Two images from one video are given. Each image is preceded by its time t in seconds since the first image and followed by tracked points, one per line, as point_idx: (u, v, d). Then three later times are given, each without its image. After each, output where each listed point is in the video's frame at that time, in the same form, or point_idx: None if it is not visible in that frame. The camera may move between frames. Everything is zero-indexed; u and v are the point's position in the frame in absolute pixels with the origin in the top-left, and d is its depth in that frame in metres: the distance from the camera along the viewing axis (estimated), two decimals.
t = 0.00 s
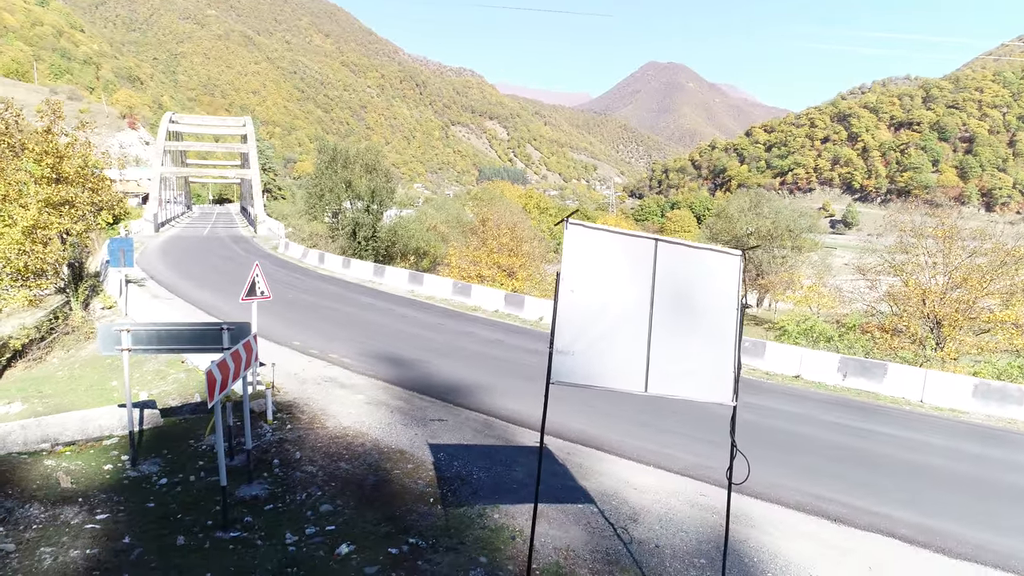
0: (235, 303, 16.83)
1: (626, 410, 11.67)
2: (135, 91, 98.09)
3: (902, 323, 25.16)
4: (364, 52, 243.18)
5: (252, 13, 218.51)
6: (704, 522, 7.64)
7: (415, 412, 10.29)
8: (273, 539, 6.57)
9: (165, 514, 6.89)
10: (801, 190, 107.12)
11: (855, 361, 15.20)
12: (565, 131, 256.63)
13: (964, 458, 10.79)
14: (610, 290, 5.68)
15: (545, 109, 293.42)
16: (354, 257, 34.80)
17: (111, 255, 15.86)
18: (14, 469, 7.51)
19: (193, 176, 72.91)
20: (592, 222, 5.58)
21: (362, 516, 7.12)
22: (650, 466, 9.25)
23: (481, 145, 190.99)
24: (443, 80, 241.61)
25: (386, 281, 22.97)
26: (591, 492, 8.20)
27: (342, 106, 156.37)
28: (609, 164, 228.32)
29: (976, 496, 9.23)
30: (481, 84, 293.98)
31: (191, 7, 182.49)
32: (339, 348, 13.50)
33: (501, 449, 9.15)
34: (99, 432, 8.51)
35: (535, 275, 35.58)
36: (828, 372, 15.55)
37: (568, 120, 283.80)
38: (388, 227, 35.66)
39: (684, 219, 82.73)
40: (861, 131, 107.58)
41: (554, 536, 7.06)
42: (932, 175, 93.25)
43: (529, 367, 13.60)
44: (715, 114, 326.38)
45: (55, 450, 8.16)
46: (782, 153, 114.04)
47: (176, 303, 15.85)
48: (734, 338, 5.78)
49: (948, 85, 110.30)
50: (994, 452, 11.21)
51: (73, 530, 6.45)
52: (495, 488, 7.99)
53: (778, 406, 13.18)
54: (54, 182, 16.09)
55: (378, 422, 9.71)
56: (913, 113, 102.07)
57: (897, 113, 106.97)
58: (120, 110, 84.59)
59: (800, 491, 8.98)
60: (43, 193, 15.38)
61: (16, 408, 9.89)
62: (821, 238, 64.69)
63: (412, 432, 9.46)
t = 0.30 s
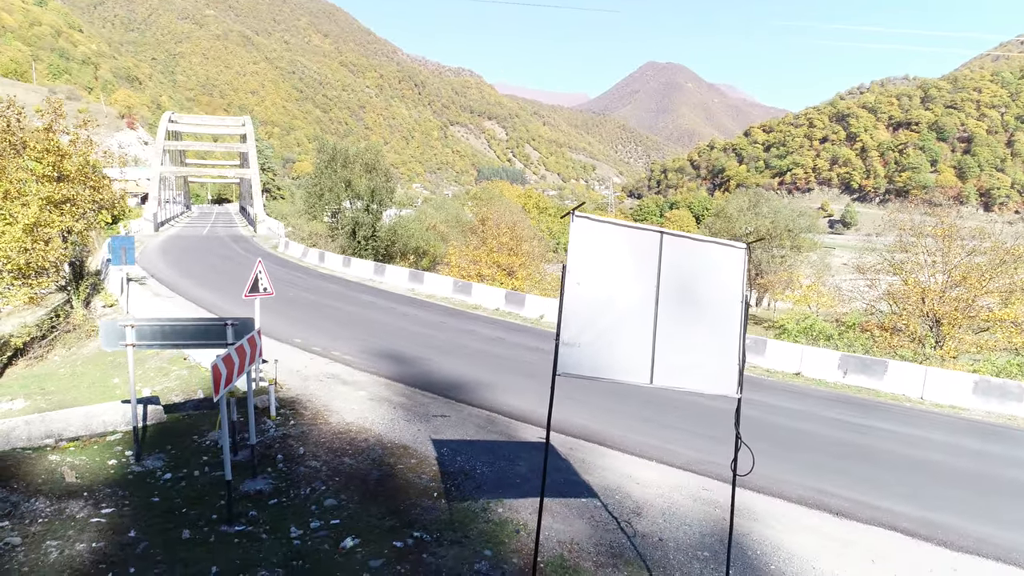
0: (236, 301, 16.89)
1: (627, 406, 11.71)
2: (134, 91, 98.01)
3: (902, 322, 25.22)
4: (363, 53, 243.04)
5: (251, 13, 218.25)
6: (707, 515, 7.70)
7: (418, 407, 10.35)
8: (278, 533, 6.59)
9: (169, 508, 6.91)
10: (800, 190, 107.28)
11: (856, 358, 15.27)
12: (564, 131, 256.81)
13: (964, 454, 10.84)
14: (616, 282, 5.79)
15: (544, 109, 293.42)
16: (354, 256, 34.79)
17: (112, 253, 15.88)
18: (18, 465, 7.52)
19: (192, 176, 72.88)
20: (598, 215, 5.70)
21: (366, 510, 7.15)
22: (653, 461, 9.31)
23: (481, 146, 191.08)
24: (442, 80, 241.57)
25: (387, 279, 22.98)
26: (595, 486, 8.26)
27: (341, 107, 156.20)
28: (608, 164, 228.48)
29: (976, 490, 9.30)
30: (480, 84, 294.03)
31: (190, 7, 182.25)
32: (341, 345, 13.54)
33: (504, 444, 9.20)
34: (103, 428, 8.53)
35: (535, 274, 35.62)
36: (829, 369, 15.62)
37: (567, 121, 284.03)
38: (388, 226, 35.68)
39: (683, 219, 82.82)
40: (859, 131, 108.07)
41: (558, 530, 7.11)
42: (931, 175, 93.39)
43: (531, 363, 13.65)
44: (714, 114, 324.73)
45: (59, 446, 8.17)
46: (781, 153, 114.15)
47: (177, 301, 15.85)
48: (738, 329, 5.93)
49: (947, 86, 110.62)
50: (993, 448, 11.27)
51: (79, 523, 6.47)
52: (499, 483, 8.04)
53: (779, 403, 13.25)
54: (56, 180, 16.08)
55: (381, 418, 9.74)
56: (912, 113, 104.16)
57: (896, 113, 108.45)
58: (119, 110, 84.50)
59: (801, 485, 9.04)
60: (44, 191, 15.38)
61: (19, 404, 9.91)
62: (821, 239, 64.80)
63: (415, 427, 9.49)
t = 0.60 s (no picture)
0: (245, 299, 16.98)
1: (637, 403, 11.68)
2: (142, 92, 98.67)
3: (911, 321, 25.02)
4: (370, 53, 243.69)
5: (258, 14, 219.18)
6: (718, 511, 7.70)
7: (429, 403, 10.43)
8: (291, 526, 6.64)
9: (183, 502, 6.98)
10: (807, 190, 106.61)
11: (865, 356, 15.18)
12: (570, 132, 256.62)
13: (975, 452, 10.75)
14: (629, 275, 5.80)
15: (550, 109, 293.23)
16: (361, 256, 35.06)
17: (123, 251, 16.05)
18: (35, 457, 7.57)
19: (201, 175, 73.34)
20: (611, 209, 5.72)
21: (377, 504, 7.20)
22: (662, 457, 9.31)
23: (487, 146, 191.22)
24: (448, 80, 241.80)
25: (395, 278, 23.06)
26: (604, 482, 8.27)
27: (348, 107, 156.66)
28: (614, 164, 228.03)
29: (988, 486, 9.24)
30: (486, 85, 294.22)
31: (197, 8, 183.16)
32: (350, 343, 13.60)
33: (513, 441, 9.24)
34: (117, 423, 8.60)
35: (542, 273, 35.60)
36: (837, 368, 15.54)
37: (573, 121, 283.80)
38: (395, 226, 35.77)
39: (690, 219, 82.55)
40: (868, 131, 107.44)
41: (569, 524, 7.12)
42: (940, 174, 92.73)
43: (540, 361, 13.66)
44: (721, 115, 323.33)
45: (73, 440, 8.24)
46: (789, 153, 113.65)
47: (188, 299, 15.95)
48: (749, 325, 5.93)
49: (956, 86, 109.80)
50: (1005, 445, 11.18)
51: (94, 516, 6.54)
52: (509, 478, 8.08)
53: (788, 401, 13.20)
54: (68, 179, 16.18)
55: (391, 413, 9.80)
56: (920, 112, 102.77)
57: (904, 113, 107.33)
58: (128, 111, 85.09)
59: (811, 482, 9.01)
60: (57, 191, 15.51)
61: (33, 400, 10.00)
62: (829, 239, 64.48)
63: (424, 423, 9.53)
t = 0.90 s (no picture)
0: (262, 297, 17.19)
1: (651, 401, 11.61)
2: (157, 94, 99.81)
3: (928, 322, 24.63)
4: (382, 54, 244.77)
5: (271, 16, 220.82)
6: (734, 510, 7.64)
7: (443, 400, 10.46)
8: (308, 521, 6.68)
9: (202, 496, 7.04)
10: (822, 190, 105.37)
11: (881, 356, 15.00)
12: (582, 132, 256.07)
13: (995, 452, 10.56)
14: (646, 272, 5.77)
15: (561, 109, 292.72)
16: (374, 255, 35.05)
17: (141, 250, 16.27)
18: (57, 451, 7.66)
19: (215, 176, 74.10)
20: (626, 206, 5.67)
21: (394, 501, 7.23)
22: (678, 455, 9.24)
23: (498, 146, 191.40)
24: (460, 81, 242.27)
25: (408, 277, 23.17)
26: (620, 479, 8.24)
27: (360, 108, 157.56)
28: (626, 164, 227.22)
29: (1008, 486, 9.10)
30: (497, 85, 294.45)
31: (212, 10, 184.87)
32: (364, 341, 13.66)
33: (528, 438, 9.23)
34: (137, 419, 8.69)
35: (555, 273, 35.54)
36: (853, 368, 15.36)
37: (585, 121, 283.20)
38: (408, 226, 35.91)
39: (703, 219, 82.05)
40: (883, 130, 106.18)
41: (584, 521, 7.09)
42: (957, 174, 91.34)
43: (554, 360, 13.64)
44: (735, 115, 321.16)
45: (94, 436, 8.33)
46: (802, 153, 112.54)
47: (204, 297, 16.10)
48: (765, 322, 5.91)
49: (974, 85, 108.17)
50: None
51: (116, 509, 6.61)
52: (524, 476, 8.10)
53: (804, 401, 13.06)
54: (87, 179, 16.34)
55: (406, 411, 9.84)
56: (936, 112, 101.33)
57: (920, 112, 106.01)
58: (143, 112, 86.14)
59: (829, 481, 8.90)
60: (76, 190, 15.75)
61: (55, 396, 10.14)
62: (844, 239, 63.78)
63: (439, 421, 9.57)
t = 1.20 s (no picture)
0: (275, 295, 17.34)
1: (664, 400, 11.51)
2: (171, 95, 100.83)
3: (942, 322, 24.22)
4: (393, 54, 245.71)
5: (283, 17, 222.33)
6: (749, 508, 7.56)
7: (457, 397, 10.52)
8: (323, 517, 6.71)
9: (218, 492, 7.10)
10: (834, 190, 104.19)
11: (896, 356, 14.82)
12: (592, 132, 255.56)
13: (1016, 453, 10.36)
14: (662, 268, 5.71)
15: (571, 109, 292.21)
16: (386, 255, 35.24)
17: (157, 248, 16.38)
18: (76, 446, 7.71)
19: (228, 176, 74.70)
20: (642, 202, 5.62)
21: (408, 497, 7.25)
22: (692, 453, 9.16)
23: (508, 146, 191.50)
24: (471, 81, 242.58)
25: (420, 276, 23.22)
26: (633, 477, 8.17)
27: (371, 108, 158.19)
28: (637, 164, 226.42)
29: None
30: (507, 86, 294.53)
31: (225, 11, 186.47)
32: (377, 339, 13.69)
33: (542, 435, 9.23)
34: (153, 415, 8.74)
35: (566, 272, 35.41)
36: (868, 367, 15.18)
37: (595, 121, 282.54)
38: (419, 225, 36.04)
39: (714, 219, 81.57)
40: (897, 130, 105.04)
41: (599, 518, 7.05)
42: (972, 174, 90.16)
43: (567, 360, 13.62)
44: (747, 116, 318.95)
45: (111, 431, 8.39)
46: (815, 153, 111.44)
47: (218, 296, 16.19)
48: (782, 319, 5.84)
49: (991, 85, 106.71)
50: None
51: (134, 504, 6.66)
52: (538, 472, 8.09)
53: (818, 400, 12.91)
54: (103, 178, 16.46)
55: (419, 408, 9.88)
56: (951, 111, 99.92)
57: (935, 112, 104.86)
58: (158, 113, 87.01)
59: (846, 481, 8.78)
60: (93, 189, 15.88)
61: (72, 390, 10.23)
62: (858, 239, 63.09)
63: (453, 417, 9.61)
